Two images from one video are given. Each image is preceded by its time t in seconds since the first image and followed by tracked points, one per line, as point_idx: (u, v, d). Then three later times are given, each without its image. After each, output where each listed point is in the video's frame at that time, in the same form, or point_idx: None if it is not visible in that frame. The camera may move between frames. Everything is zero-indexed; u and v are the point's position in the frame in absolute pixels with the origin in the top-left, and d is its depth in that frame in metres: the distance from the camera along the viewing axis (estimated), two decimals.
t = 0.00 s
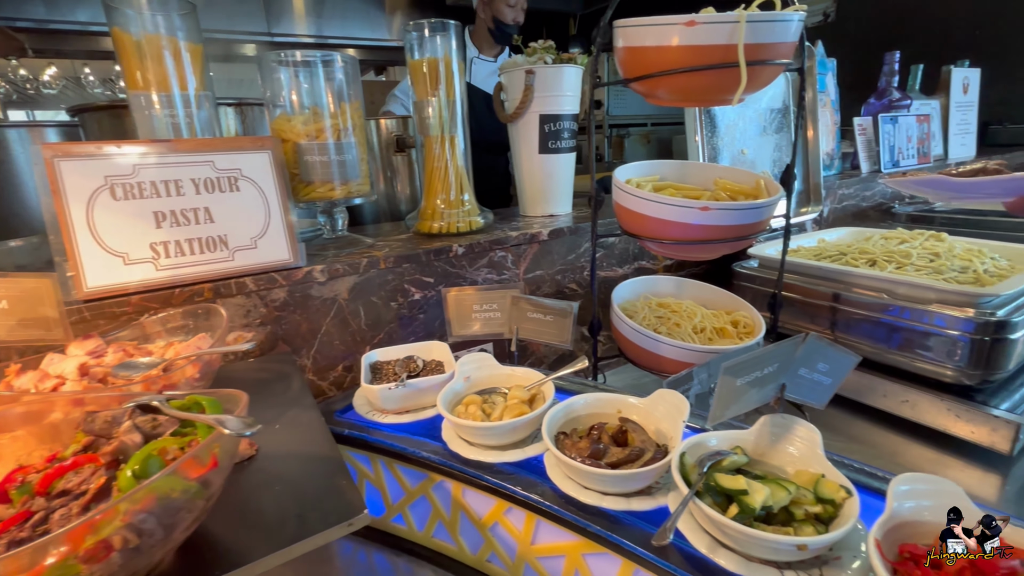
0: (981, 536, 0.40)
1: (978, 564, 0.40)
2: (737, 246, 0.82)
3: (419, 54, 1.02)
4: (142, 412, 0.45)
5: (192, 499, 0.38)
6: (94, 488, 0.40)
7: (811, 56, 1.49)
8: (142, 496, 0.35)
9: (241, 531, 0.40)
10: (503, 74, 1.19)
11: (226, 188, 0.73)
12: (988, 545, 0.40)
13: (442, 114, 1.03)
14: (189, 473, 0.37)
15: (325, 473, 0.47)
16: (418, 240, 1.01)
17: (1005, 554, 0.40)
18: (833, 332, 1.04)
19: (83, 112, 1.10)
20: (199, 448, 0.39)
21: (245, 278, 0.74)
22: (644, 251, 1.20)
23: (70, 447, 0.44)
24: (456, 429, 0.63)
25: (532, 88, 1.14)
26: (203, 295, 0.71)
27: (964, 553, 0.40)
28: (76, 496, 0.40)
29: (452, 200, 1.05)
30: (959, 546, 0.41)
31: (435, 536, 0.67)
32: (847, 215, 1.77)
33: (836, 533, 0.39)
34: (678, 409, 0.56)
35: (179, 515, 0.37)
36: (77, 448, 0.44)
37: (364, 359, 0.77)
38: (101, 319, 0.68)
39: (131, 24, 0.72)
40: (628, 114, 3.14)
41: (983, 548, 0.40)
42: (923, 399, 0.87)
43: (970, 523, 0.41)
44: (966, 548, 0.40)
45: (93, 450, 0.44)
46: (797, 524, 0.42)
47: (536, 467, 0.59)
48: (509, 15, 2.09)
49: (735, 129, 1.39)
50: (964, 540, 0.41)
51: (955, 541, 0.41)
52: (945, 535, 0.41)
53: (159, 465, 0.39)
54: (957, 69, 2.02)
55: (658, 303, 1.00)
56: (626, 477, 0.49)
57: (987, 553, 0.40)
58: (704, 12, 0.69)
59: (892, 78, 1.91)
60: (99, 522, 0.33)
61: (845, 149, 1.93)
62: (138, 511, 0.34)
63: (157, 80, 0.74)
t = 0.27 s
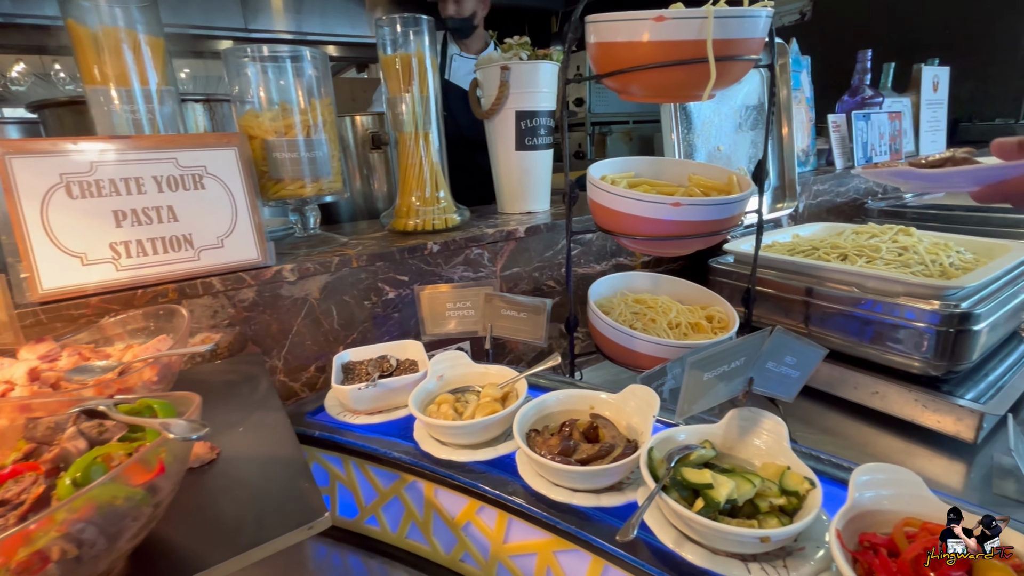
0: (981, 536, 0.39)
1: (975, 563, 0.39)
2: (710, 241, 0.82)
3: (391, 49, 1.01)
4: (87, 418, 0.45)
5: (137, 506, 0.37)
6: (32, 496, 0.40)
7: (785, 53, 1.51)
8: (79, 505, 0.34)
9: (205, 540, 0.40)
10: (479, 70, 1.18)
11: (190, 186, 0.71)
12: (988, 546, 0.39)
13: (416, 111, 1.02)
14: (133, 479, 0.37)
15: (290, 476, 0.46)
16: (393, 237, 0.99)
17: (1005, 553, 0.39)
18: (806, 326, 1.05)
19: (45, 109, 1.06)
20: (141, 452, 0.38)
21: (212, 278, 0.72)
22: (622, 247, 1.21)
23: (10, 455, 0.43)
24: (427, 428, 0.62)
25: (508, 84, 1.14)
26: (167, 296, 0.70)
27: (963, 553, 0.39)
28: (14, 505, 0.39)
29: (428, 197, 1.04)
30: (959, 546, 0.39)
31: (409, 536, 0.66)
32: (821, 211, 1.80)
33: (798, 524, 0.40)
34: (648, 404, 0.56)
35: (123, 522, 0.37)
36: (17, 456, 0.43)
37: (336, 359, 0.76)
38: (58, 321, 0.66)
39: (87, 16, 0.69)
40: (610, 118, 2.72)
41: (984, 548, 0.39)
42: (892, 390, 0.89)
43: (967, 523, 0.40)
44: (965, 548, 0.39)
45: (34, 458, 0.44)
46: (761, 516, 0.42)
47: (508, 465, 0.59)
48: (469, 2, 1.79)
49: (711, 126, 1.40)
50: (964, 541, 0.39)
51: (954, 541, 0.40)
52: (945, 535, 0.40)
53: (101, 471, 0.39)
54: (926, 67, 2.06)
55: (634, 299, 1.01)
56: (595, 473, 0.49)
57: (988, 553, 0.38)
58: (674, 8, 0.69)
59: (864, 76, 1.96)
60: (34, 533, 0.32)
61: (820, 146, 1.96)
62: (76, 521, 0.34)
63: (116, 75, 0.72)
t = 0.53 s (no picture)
0: (981, 535, 0.40)
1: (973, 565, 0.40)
2: (688, 237, 0.83)
3: (368, 44, 0.99)
4: (41, 422, 0.43)
5: (92, 510, 0.37)
6: None
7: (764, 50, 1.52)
8: (28, 512, 0.33)
9: (168, 544, 0.39)
10: (458, 66, 1.17)
11: (159, 183, 0.69)
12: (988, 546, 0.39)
13: (394, 106, 1.01)
14: (86, 484, 0.36)
15: (259, 479, 0.45)
16: (371, 235, 0.98)
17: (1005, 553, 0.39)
18: (784, 320, 1.07)
19: (10, 105, 1.03)
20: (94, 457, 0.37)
21: (183, 277, 0.71)
22: (603, 244, 1.21)
23: None
24: (404, 428, 0.62)
25: (487, 80, 1.13)
26: (136, 296, 0.68)
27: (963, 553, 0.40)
28: None
29: (407, 194, 1.03)
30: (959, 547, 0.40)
31: (387, 537, 0.66)
32: (801, 207, 1.82)
33: (769, 517, 0.40)
34: (624, 400, 0.56)
35: (77, 530, 0.36)
36: None
37: (312, 359, 0.75)
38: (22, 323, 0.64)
39: (46, 9, 0.67)
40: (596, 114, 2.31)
41: (983, 548, 0.39)
42: (867, 382, 0.91)
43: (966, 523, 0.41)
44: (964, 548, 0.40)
45: None
46: (733, 509, 0.42)
47: (485, 463, 0.59)
48: None
49: (691, 122, 1.41)
50: (963, 541, 0.40)
51: (955, 541, 0.40)
52: (945, 535, 0.41)
53: (52, 477, 0.38)
54: (902, 65, 2.10)
55: (615, 296, 1.01)
56: (571, 470, 0.49)
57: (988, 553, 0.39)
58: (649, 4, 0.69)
59: (842, 74, 1.99)
60: None
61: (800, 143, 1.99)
62: (25, 529, 0.33)
63: (80, 69, 0.70)
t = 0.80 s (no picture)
0: (980, 536, 0.38)
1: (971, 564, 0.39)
2: (668, 230, 0.83)
3: (345, 35, 0.98)
4: None
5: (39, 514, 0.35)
6: None
7: (746, 44, 1.52)
8: None
9: (126, 547, 0.38)
10: (438, 59, 1.16)
11: (126, 175, 0.67)
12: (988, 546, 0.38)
13: (371, 99, 0.99)
14: (30, 486, 0.34)
15: (227, 479, 0.44)
16: (350, 230, 0.97)
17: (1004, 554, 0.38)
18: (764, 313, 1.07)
19: None
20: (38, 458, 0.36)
21: (152, 273, 0.69)
22: (586, 238, 1.20)
23: None
24: (381, 425, 0.61)
25: (468, 73, 1.12)
26: (102, 293, 0.66)
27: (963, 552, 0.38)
28: None
29: (387, 188, 1.02)
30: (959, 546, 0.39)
31: (365, 535, 0.65)
32: (782, 201, 1.84)
33: (742, 507, 0.40)
34: (602, 392, 0.56)
35: (24, 534, 0.35)
36: None
37: (288, 356, 0.74)
38: None
39: None
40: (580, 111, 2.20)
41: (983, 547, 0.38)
42: (845, 373, 0.92)
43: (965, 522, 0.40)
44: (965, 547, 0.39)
45: None
46: (708, 500, 0.42)
47: (462, 458, 0.58)
48: None
49: (673, 117, 1.41)
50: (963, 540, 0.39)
51: (954, 541, 0.39)
52: (945, 535, 0.40)
53: None
54: (881, 62, 2.12)
55: (597, 290, 1.00)
56: (548, 464, 0.49)
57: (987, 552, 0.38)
58: None
59: (822, 70, 2.01)
60: None
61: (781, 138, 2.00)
62: None
63: (39, 58, 0.67)
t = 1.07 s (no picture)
0: (981, 535, 0.37)
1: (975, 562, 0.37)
2: (652, 221, 0.82)
3: (323, 24, 0.96)
4: None
5: None
6: None
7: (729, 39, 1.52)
8: None
9: (85, 546, 0.37)
10: (421, 49, 1.14)
11: (93, 165, 0.64)
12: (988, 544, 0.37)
13: (350, 89, 0.97)
14: None
15: (195, 475, 0.43)
16: (330, 223, 0.95)
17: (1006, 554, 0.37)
18: (747, 305, 1.08)
19: None
20: None
21: (123, 266, 0.67)
22: (570, 232, 1.20)
23: None
24: (359, 419, 0.60)
25: (450, 64, 1.10)
26: (69, 286, 0.64)
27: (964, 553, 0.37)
28: None
29: (368, 180, 1.01)
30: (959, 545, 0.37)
31: (345, 531, 0.64)
32: (766, 195, 1.85)
33: (719, 497, 0.40)
34: (582, 383, 0.56)
35: None
36: None
37: (265, 350, 0.72)
38: None
39: None
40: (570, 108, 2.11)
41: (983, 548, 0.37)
42: (826, 364, 0.92)
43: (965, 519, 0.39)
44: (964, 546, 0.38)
45: None
46: (687, 489, 0.42)
47: (441, 451, 0.58)
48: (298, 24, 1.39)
49: (658, 110, 1.41)
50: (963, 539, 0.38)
51: (955, 541, 0.38)
52: (945, 535, 0.38)
53: None
54: (863, 58, 2.14)
55: (581, 283, 1.00)
56: (527, 455, 0.48)
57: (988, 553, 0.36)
58: None
59: (805, 65, 2.02)
60: None
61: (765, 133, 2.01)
62: None
63: None
